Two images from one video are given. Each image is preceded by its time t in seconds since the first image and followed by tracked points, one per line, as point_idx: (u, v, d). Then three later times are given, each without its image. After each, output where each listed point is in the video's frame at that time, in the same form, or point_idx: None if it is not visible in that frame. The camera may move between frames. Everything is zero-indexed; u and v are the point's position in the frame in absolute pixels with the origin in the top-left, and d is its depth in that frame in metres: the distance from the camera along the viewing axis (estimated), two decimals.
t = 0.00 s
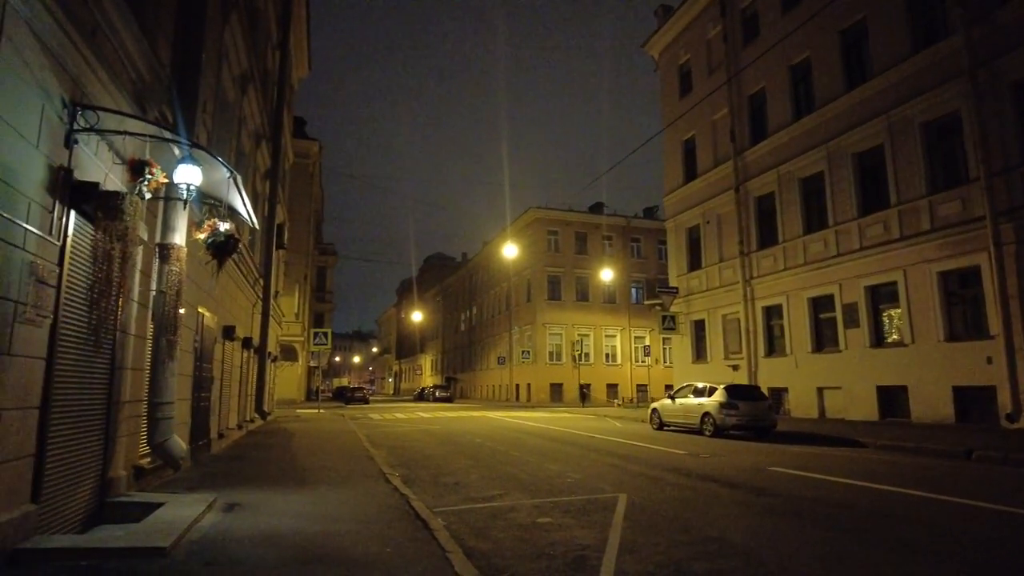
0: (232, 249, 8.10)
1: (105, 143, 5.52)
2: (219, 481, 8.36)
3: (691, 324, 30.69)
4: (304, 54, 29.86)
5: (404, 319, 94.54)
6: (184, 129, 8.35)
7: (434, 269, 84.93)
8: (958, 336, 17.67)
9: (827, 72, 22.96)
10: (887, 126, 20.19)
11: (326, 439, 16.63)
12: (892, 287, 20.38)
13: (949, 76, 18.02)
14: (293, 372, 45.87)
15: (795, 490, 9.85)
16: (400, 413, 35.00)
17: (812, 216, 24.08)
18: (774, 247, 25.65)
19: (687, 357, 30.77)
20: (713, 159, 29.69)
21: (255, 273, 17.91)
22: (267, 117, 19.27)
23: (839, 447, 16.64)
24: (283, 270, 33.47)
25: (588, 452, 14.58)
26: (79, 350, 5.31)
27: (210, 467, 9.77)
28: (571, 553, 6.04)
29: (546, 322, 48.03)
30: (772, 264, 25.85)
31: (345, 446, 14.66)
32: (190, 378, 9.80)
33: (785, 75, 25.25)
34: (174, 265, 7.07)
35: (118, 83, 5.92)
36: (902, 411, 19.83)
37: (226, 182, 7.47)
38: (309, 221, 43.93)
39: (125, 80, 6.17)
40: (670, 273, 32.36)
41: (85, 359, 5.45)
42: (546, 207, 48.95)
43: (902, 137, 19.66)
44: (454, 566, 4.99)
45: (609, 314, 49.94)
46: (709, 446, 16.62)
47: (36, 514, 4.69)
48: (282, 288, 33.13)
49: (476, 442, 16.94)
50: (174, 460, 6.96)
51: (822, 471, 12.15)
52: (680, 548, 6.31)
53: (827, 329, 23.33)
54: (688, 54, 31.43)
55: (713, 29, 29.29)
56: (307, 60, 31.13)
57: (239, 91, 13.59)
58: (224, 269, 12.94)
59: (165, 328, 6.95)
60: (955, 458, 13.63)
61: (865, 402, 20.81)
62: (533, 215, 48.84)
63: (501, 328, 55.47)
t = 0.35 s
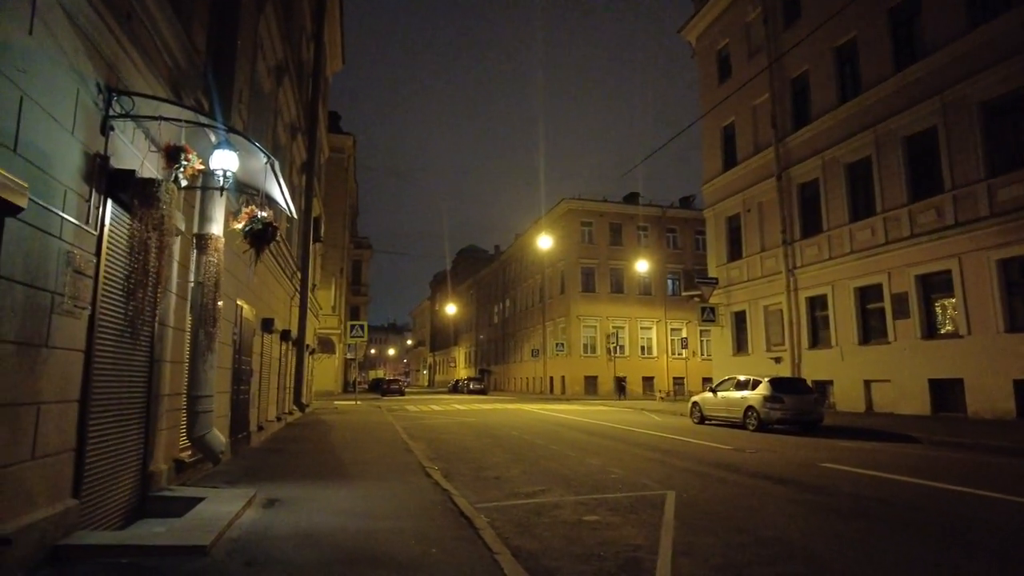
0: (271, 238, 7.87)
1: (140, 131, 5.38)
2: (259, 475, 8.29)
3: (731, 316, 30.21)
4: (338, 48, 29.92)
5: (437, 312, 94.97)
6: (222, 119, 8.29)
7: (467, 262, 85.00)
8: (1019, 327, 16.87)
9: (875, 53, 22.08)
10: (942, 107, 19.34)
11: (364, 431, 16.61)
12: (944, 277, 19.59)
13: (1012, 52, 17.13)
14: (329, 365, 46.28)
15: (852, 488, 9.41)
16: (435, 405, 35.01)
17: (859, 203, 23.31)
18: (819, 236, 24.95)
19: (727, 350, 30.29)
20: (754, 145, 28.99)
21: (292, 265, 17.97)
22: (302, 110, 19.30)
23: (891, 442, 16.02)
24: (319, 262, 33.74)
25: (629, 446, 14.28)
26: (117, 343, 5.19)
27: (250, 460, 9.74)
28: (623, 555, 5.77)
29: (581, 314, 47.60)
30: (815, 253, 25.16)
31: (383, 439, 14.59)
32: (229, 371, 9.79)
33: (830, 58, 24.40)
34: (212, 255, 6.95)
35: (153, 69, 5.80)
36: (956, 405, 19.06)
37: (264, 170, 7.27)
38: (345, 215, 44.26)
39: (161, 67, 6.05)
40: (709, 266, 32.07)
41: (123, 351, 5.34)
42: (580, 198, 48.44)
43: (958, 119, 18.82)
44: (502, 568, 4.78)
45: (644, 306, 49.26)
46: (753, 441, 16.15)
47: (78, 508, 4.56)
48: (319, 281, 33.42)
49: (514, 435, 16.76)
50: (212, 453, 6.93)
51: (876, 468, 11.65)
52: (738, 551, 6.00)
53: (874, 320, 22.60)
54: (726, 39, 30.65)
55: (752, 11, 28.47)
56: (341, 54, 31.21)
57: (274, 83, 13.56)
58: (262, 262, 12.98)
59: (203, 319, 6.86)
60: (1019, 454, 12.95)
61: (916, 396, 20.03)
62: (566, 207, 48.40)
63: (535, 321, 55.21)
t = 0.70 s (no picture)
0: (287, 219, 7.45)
1: (151, 109, 5.12)
2: (283, 467, 8.12)
3: (764, 305, 29.53)
4: (362, 37, 29.71)
5: (464, 304, 95.06)
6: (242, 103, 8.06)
7: (494, 253, 84.71)
8: None
9: (918, 29, 21.16)
10: (994, 82, 18.55)
11: (391, 423, 16.46)
12: (992, 262, 18.82)
13: None
14: (357, 356, 46.42)
15: (903, 484, 8.91)
16: (463, 396, 34.88)
17: (900, 187, 22.46)
18: (856, 221, 24.13)
19: (760, 340, 29.63)
20: (787, 129, 28.14)
21: (318, 255, 17.85)
22: (327, 98, 19.10)
23: (936, 434, 15.35)
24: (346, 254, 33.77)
25: (661, 438, 13.87)
26: (128, 331, 4.97)
27: (274, 452, 9.59)
28: (663, 555, 5.41)
29: (609, 304, 47.01)
30: (853, 238, 24.32)
31: (409, 431, 14.40)
32: (253, 362, 9.65)
33: (868, 36, 23.49)
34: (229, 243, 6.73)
35: (165, 43, 5.51)
36: (1004, 396, 18.28)
37: (281, 153, 7.03)
38: (372, 206, 44.25)
39: (174, 43, 5.77)
40: (741, 254, 31.42)
41: (135, 341, 5.12)
42: (607, 187, 47.77)
43: (1009, 96, 18.07)
44: (536, 570, 4.45)
45: (673, 296, 48.49)
46: (790, 433, 15.62)
47: (90, 503, 4.35)
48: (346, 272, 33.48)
49: (543, 427, 16.46)
50: (232, 445, 6.74)
51: (924, 462, 11.11)
52: (786, 553, 5.61)
53: (915, 308, 21.77)
54: (758, 19, 29.75)
55: None
56: (365, 43, 30.98)
57: (296, 70, 13.35)
58: (287, 251, 12.82)
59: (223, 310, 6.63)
60: None
61: (961, 386, 19.26)
62: (593, 196, 47.76)
63: (562, 311, 54.77)
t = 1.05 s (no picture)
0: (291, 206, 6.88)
1: (148, 89, 4.82)
2: (294, 468, 7.83)
3: (788, 298, 28.84)
4: (377, 30, 29.40)
5: (482, 299, 94.91)
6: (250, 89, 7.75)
7: (511, 248, 84.25)
8: None
9: (952, 11, 20.36)
10: None
11: (408, 420, 16.19)
12: None
13: None
14: (375, 352, 46.32)
15: (948, 487, 8.41)
16: (482, 391, 34.60)
17: (931, 175, 21.69)
18: (884, 211, 23.40)
19: (784, 334, 28.96)
20: (812, 117, 27.39)
21: (333, 250, 17.57)
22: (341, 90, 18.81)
23: (974, 431, 14.74)
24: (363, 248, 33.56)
25: (687, 436, 13.42)
26: (121, 326, 4.63)
27: (287, 452, 9.31)
28: (701, 567, 5.01)
29: (627, 299, 46.44)
30: (881, 229, 23.59)
31: (427, 428, 14.08)
32: (264, 358, 9.39)
33: (897, 19, 22.71)
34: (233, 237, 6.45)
35: (162, 20, 5.18)
36: None
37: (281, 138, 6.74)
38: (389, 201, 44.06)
39: (173, 21, 5.44)
40: (765, 246, 30.75)
41: (130, 338, 4.78)
42: (625, 179, 47.15)
43: None
44: None
45: (694, 290, 47.76)
46: (820, 430, 15.07)
47: (80, 513, 4.04)
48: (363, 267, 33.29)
49: (563, 424, 16.09)
50: (239, 447, 6.51)
51: (966, 462, 10.57)
52: (835, 564, 5.17)
53: (948, 300, 21.05)
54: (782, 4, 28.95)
55: None
56: (381, 36, 30.69)
57: (308, 60, 13.04)
58: (300, 245, 12.56)
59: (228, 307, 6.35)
60: None
61: (997, 380, 18.63)
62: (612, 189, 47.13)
63: (580, 306, 54.28)
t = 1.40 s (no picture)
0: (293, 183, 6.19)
1: (138, 57, 4.47)
2: (301, 467, 7.48)
3: (806, 292, 28.25)
4: (387, 20, 29.01)
5: (492, 295, 94.59)
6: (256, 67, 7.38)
7: (522, 243, 83.80)
8: None
9: None
10: None
11: (419, 415, 15.84)
12: None
13: None
14: (386, 346, 46.05)
15: (991, 488, 7.95)
16: (494, 386, 34.25)
17: (956, 165, 21.08)
18: (906, 203, 22.79)
19: (802, 329, 28.39)
20: (831, 106, 26.76)
21: (343, 242, 17.23)
22: (350, 80, 18.46)
23: (1005, 429, 14.21)
24: (373, 242, 33.23)
25: (707, 433, 12.98)
26: (110, 316, 4.27)
27: (294, 450, 8.97)
28: None
29: (640, 294, 45.89)
30: (903, 221, 22.97)
31: (439, 424, 13.73)
32: (270, 351, 9.06)
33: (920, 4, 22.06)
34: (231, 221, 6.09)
35: None
36: None
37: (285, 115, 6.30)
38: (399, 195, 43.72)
39: None
40: (782, 239, 30.17)
41: (121, 329, 4.43)
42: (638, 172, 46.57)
43: None
44: None
45: (707, 284, 47.14)
46: (844, 427, 14.59)
47: (64, 520, 3.69)
48: (374, 262, 33.03)
49: (578, 420, 15.70)
50: (242, 445, 6.15)
51: (1003, 461, 10.07)
52: (885, 575, 4.76)
53: (973, 294, 20.44)
54: None
55: None
56: (391, 26, 30.31)
57: (317, 45, 12.68)
58: (308, 237, 12.20)
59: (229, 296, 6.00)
60: None
61: None
62: (624, 182, 46.58)
63: (591, 301, 53.80)
